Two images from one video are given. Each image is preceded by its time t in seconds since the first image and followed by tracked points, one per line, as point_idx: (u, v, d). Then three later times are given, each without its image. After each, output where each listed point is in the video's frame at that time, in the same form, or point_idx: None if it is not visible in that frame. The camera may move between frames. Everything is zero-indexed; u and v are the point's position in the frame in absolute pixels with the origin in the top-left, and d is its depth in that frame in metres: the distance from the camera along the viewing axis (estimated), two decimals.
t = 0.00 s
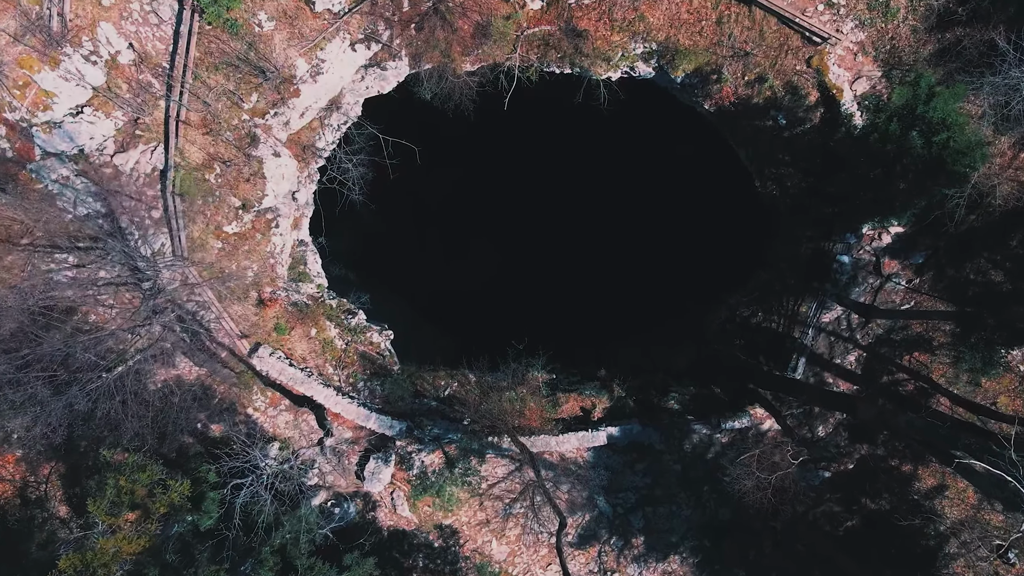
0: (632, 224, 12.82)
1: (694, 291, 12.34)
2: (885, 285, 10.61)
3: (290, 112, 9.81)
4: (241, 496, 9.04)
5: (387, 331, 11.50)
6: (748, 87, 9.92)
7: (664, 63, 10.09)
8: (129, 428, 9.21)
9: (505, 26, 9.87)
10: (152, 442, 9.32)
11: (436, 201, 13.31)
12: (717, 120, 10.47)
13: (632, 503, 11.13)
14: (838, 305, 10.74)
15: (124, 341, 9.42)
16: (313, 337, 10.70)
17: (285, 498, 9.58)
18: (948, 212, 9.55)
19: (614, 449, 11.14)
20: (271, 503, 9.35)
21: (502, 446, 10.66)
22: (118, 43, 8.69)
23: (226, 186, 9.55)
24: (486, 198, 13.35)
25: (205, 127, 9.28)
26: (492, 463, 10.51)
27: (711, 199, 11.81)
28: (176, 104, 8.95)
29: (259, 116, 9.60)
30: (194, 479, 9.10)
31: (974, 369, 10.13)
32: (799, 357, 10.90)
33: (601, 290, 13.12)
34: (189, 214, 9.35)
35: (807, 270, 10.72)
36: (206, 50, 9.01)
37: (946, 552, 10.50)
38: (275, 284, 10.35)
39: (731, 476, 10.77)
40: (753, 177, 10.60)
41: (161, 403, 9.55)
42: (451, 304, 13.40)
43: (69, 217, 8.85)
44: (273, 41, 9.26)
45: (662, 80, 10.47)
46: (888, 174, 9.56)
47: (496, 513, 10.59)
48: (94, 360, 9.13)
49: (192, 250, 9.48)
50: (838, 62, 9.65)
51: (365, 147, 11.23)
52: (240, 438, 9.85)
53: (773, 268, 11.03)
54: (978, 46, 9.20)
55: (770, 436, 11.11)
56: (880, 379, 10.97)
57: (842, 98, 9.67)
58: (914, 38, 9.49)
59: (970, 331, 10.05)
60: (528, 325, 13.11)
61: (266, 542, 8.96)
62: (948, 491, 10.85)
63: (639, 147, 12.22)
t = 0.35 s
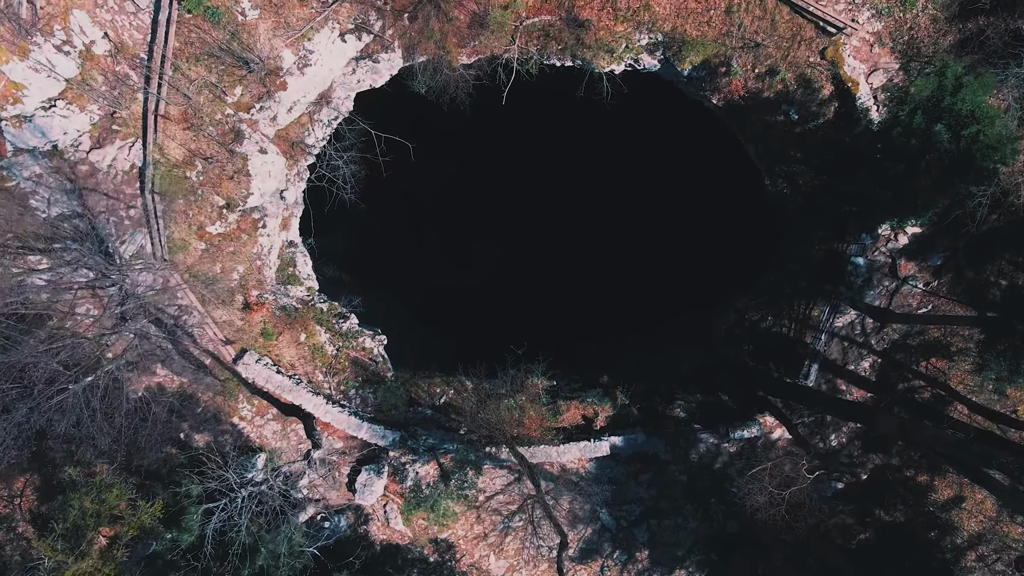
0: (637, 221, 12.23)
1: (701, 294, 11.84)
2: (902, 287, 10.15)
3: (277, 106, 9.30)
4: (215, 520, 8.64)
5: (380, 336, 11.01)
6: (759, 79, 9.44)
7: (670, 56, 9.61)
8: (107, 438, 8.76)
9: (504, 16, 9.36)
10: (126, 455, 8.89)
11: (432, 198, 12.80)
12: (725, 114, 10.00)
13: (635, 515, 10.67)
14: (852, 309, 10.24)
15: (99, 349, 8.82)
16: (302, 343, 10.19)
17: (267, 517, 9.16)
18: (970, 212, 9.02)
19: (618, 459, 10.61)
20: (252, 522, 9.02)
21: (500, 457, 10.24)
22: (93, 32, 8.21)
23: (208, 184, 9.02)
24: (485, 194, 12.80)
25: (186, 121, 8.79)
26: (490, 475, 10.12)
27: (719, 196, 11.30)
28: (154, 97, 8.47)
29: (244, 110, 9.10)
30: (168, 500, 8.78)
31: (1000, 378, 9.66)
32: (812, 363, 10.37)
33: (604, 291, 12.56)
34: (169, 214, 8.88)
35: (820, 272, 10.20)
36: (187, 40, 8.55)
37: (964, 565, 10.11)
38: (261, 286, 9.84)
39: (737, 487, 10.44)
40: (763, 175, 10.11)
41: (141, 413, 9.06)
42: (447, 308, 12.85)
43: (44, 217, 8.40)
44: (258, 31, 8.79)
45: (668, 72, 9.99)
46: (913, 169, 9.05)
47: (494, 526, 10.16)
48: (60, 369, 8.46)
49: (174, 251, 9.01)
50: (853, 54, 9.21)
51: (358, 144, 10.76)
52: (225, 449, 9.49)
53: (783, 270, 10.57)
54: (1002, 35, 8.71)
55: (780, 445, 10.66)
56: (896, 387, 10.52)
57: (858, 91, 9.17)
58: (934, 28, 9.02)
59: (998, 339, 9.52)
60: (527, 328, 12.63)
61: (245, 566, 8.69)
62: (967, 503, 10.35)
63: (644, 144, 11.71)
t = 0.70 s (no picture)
0: (641, 222, 11.72)
1: (706, 296, 11.35)
2: (918, 289, 9.67)
3: (262, 99, 8.86)
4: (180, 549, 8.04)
5: (372, 340, 10.48)
6: (770, 70, 9.01)
7: (675, 46, 9.16)
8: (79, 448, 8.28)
9: (501, 5, 8.93)
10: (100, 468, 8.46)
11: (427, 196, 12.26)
12: (733, 108, 9.56)
13: (639, 528, 10.16)
14: (865, 312, 9.79)
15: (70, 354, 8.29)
16: (289, 349, 9.71)
17: (248, 535, 8.57)
18: (989, 212, 8.68)
19: (621, 468, 10.12)
20: (222, 549, 8.37)
21: (497, 467, 9.71)
22: (65, 19, 7.76)
23: (189, 180, 8.57)
24: (482, 193, 12.32)
25: (165, 114, 8.33)
26: (485, 486, 9.59)
27: (725, 194, 10.79)
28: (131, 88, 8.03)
29: (227, 103, 8.66)
30: (134, 520, 8.54)
31: None
32: (823, 370, 9.94)
33: (606, 294, 12.06)
34: (146, 211, 8.40)
35: (831, 274, 9.81)
36: (166, 29, 8.12)
37: None
38: (247, 289, 9.39)
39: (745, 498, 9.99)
40: (772, 172, 9.74)
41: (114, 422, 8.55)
42: (440, 310, 12.33)
43: (12, 214, 7.75)
44: (241, 18, 8.33)
45: (673, 64, 9.56)
46: (939, 161, 8.66)
47: (491, 540, 9.68)
48: (20, 378, 7.71)
49: (152, 251, 8.57)
50: (868, 44, 8.78)
51: (347, 139, 10.27)
52: (207, 458, 9.01)
53: (795, 271, 10.14)
54: None
55: (787, 455, 10.27)
56: (910, 394, 10.02)
57: (873, 83, 8.74)
58: (953, 17, 8.58)
59: None
60: (525, 331, 12.14)
61: None
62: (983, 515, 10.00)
63: (647, 140, 11.22)
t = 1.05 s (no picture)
0: (644, 219, 11.27)
1: (712, 296, 10.90)
2: (937, 291, 9.19)
3: (244, 90, 8.36)
4: None
5: (363, 344, 10.02)
6: (782, 58, 8.54)
7: (681, 34, 8.69)
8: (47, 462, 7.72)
9: None
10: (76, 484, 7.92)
11: (420, 193, 11.84)
12: (742, 100, 9.09)
13: (643, 540, 9.70)
14: (881, 315, 9.31)
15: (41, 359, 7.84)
16: (275, 353, 9.24)
17: (219, 563, 7.93)
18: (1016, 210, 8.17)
19: (624, 478, 9.66)
20: None
21: (494, 478, 9.24)
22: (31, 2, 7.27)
23: (166, 175, 8.08)
24: (478, 189, 11.89)
25: (139, 104, 7.85)
26: (482, 497, 9.17)
27: (731, 191, 10.35)
28: (101, 78, 7.58)
29: (206, 92, 8.18)
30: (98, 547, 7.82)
31: None
32: (836, 375, 9.49)
33: (608, 294, 11.59)
34: (121, 208, 7.93)
35: (845, 274, 9.32)
36: (138, 14, 7.63)
37: None
38: (230, 291, 8.94)
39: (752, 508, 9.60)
40: (783, 167, 9.27)
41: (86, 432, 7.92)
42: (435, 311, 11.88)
43: None
44: (219, 2, 7.83)
45: (677, 54, 9.14)
46: (968, 153, 8.10)
47: (488, 553, 9.27)
48: None
49: (128, 250, 8.07)
50: (886, 30, 8.26)
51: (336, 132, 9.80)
52: (189, 469, 8.60)
53: (805, 271, 9.66)
54: None
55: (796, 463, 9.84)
56: (927, 400, 9.55)
57: (891, 72, 8.23)
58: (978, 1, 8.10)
59: None
60: (524, 334, 11.67)
61: None
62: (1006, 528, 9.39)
63: (650, 133, 10.78)
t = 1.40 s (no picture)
0: (650, 215, 10.70)
1: (723, 298, 10.31)
2: (959, 292, 8.73)
3: (227, 80, 7.88)
4: None
5: (356, 349, 9.51)
6: (796, 48, 8.15)
7: (691, 21, 8.33)
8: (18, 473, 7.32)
9: None
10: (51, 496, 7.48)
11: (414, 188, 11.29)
12: (755, 92, 8.75)
13: (648, 554, 9.21)
14: (900, 318, 8.83)
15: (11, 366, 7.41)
16: (262, 358, 8.74)
17: None
18: None
19: (629, 489, 9.18)
20: None
21: (492, 491, 8.77)
22: None
23: (143, 169, 7.60)
24: (476, 185, 11.32)
25: (113, 94, 7.38)
26: (480, 509, 8.71)
27: (741, 188, 9.89)
28: (69, 64, 7.10)
29: (185, 82, 7.70)
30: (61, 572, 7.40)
31: None
32: (854, 382, 8.98)
33: (612, 295, 11.07)
34: (94, 206, 7.46)
35: (863, 274, 8.81)
36: None
37: None
38: (214, 293, 8.49)
39: (763, 521, 9.17)
40: (796, 162, 8.87)
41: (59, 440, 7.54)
42: (432, 314, 11.36)
43: None
44: None
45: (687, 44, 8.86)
46: (1007, 145, 7.60)
47: (486, 570, 8.71)
48: None
49: (103, 250, 7.63)
50: (908, 17, 7.83)
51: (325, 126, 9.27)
52: (169, 482, 8.05)
53: (822, 271, 9.13)
54: None
55: (812, 475, 9.29)
56: (948, 408, 9.15)
57: (914, 61, 7.80)
58: None
59: None
60: (524, 336, 11.21)
61: None
62: None
63: (661, 129, 10.20)
